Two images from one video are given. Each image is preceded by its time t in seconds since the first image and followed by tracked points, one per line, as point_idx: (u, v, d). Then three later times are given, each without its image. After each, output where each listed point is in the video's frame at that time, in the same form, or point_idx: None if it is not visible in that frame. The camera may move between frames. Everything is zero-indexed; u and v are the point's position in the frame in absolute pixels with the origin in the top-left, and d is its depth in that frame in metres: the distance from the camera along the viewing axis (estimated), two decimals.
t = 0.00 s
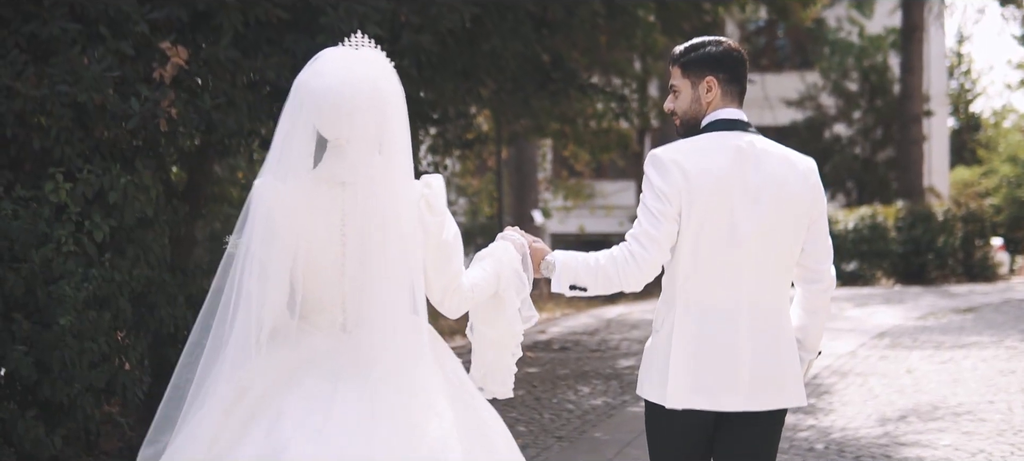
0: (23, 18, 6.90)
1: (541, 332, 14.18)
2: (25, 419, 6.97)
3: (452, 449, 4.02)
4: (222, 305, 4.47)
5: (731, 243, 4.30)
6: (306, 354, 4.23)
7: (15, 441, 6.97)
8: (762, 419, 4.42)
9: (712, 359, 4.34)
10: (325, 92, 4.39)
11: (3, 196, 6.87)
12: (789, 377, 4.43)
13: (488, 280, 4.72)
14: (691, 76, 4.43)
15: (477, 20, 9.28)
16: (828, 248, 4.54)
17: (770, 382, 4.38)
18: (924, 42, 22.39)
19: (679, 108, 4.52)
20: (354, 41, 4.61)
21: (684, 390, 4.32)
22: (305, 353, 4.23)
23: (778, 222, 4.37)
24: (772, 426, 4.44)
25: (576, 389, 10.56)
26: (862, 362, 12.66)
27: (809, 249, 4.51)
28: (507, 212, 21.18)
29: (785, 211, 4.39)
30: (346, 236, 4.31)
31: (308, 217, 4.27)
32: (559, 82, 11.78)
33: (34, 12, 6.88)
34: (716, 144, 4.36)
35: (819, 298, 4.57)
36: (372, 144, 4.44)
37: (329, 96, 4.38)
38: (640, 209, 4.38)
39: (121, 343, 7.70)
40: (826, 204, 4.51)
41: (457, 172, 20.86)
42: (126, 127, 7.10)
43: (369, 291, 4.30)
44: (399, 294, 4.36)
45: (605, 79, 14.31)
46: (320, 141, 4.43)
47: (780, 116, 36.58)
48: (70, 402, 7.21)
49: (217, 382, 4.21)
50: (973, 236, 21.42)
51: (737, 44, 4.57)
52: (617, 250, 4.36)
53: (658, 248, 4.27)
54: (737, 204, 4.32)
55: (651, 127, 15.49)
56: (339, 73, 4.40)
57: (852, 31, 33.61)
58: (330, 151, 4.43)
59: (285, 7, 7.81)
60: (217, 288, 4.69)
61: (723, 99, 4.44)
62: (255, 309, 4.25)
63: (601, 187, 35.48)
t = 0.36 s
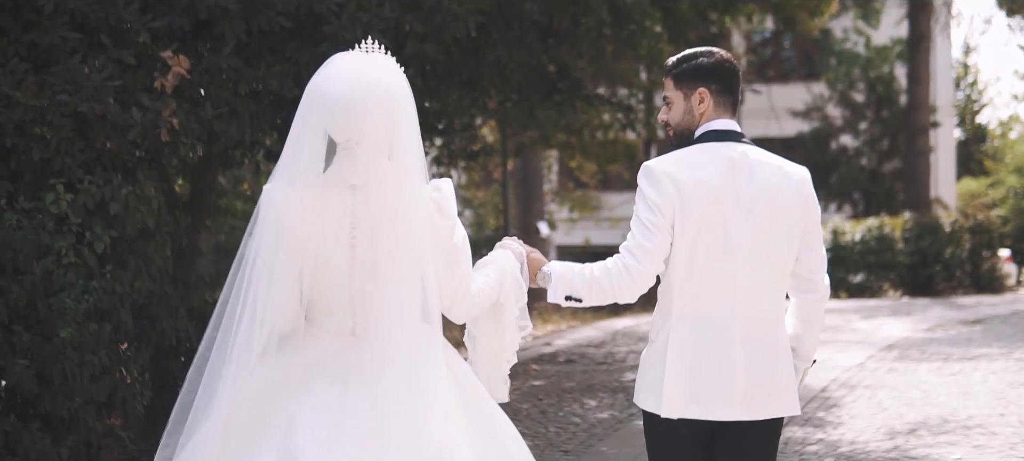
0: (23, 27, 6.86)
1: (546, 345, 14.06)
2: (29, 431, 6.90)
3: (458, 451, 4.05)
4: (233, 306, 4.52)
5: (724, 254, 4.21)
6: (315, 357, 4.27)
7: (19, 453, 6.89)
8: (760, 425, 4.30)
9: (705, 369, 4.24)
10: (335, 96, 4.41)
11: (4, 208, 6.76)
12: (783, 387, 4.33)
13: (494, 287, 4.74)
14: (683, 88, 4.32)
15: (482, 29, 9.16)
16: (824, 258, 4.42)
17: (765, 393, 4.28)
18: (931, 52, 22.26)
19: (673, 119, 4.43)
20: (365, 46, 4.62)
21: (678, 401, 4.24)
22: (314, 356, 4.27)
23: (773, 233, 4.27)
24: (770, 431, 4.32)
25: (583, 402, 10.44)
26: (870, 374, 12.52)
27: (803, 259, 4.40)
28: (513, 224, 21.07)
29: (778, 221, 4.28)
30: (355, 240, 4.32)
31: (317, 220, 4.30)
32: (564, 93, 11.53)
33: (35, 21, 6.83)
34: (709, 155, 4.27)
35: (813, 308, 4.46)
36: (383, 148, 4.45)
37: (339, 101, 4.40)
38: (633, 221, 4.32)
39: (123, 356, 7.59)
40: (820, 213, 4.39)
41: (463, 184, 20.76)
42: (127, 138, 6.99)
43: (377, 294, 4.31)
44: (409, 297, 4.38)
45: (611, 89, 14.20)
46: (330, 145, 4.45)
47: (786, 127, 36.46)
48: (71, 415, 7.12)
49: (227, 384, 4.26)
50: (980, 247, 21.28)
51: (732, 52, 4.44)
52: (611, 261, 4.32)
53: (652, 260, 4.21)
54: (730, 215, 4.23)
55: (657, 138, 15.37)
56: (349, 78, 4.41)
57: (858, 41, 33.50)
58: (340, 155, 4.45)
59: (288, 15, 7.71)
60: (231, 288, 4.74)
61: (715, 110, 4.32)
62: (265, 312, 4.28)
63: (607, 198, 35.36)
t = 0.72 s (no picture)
0: (24, 40, 6.79)
1: (555, 361, 13.93)
2: (32, 448, 6.83)
3: None
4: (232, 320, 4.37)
5: (719, 264, 4.27)
6: (317, 371, 4.17)
7: None
8: (757, 436, 4.38)
9: (704, 380, 4.31)
10: (338, 106, 4.31)
11: (3, 223, 6.68)
12: (780, 397, 4.40)
13: (495, 298, 4.64)
14: (676, 98, 4.42)
15: (489, 42, 9.03)
16: (820, 267, 4.47)
17: (763, 402, 4.35)
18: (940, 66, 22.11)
19: (666, 130, 4.52)
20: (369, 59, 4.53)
21: (676, 412, 4.32)
22: (316, 370, 4.17)
23: (768, 243, 4.33)
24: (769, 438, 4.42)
25: (592, 419, 10.31)
26: (883, 391, 12.35)
27: (800, 268, 4.44)
28: (521, 241, 20.93)
29: (774, 231, 4.34)
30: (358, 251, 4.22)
31: (319, 232, 4.18)
32: (572, 108, 11.42)
33: (37, 34, 6.76)
34: (702, 165, 4.34)
35: (810, 318, 4.50)
36: (387, 159, 4.33)
37: (342, 112, 4.31)
38: (628, 232, 4.39)
39: (125, 374, 7.49)
40: (815, 222, 4.45)
41: (471, 199, 20.64)
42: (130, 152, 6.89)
43: (380, 306, 4.20)
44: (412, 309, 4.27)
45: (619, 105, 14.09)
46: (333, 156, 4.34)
47: (795, 143, 36.30)
48: (74, 433, 7.04)
49: (229, 400, 4.16)
50: (991, 262, 21.13)
51: (725, 63, 4.54)
52: (605, 272, 4.39)
53: (645, 270, 4.28)
54: (724, 226, 4.29)
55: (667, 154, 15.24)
56: (353, 89, 4.31)
57: (867, 56, 33.36)
58: (344, 166, 4.34)
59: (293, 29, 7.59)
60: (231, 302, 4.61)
61: (708, 120, 4.41)
62: (267, 326, 4.16)
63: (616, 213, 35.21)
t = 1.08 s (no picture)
0: (28, 55, 6.69)
1: (567, 379, 13.77)
2: None
3: None
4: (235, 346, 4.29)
5: (726, 281, 4.24)
6: (320, 399, 4.03)
7: None
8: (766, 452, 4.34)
9: (715, 399, 4.26)
10: (338, 131, 4.19)
11: (5, 241, 6.58)
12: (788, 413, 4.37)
13: (498, 320, 4.58)
14: (680, 113, 4.37)
15: (501, 58, 8.90)
16: (827, 281, 4.45)
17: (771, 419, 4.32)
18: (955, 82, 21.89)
19: (669, 145, 4.46)
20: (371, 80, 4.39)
21: (688, 433, 4.27)
22: (319, 398, 4.03)
23: (773, 259, 4.30)
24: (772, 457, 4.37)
25: (604, 439, 10.15)
26: (900, 411, 12.15)
27: (807, 283, 4.43)
28: (533, 258, 20.77)
29: (780, 248, 4.32)
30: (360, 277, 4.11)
31: (321, 258, 4.09)
32: (583, 124, 11.35)
33: (41, 49, 6.65)
34: (707, 182, 4.32)
35: (819, 333, 4.46)
36: (388, 184, 4.21)
37: (342, 135, 4.19)
38: (633, 251, 4.35)
39: (131, 394, 7.37)
40: (822, 237, 4.43)
41: (482, 216, 20.49)
42: (135, 169, 6.78)
43: (383, 333, 4.09)
44: (415, 335, 4.15)
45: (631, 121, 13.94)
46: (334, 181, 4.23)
47: (808, 159, 36.08)
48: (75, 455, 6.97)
49: (232, 431, 4.06)
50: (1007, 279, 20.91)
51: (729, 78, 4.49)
52: (610, 289, 4.36)
53: (650, 289, 4.23)
54: (730, 243, 4.27)
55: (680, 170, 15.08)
56: (352, 113, 4.18)
57: (880, 72, 33.15)
58: (345, 191, 4.23)
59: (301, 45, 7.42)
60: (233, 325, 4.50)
61: (712, 135, 4.36)
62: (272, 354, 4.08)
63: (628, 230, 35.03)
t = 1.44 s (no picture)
0: (32, 67, 6.56)
1: (581, 396, 13.58)
2: None
3: None
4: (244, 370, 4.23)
5: (739, 302, 4.21)
6: (333, 422, 3.94)
7: None
8: None
9: (729, 419, 4.21)
10: (342, 154, 4.12)
11: (8, 257, 6.45)
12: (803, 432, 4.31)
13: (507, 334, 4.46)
14: (692, 130, 4.38)
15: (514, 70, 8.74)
16: (839, 301, 4.43)
17: (786, 440, 4.28)
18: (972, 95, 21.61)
19: (681, 163, 4.46)
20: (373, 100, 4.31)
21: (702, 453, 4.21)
22: (332, 421, 3.94)
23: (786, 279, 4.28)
24: None
25: (619, 458, 9.95)
26: (919, 428, 11.93)
27: (820, 301, 4.40)
28: (547, 273, 20.58)
29: (793, 267, 4.29)
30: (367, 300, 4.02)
31: (328, 281, 4.01)
32: (597, 138, 11.19)
33: (46, 62, 6.53)
34: (719, 200, 4.28)
35: (834, 353, 4.40)
36: (393, 205, 4.13)
37: (346, 157, 4.11)
38: (643, 268, 4.30)
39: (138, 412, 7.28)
40: (835, 256, 4.40)
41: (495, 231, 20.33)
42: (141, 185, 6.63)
43: (394, 354, 4.01)
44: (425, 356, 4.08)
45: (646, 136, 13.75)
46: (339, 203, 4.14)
47: (823, 173, 35.81)
48: None
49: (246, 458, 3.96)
50: None
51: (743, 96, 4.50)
52: (618, 305, 4.29)
53: (660, 306, 4.18)
54: (744, 262, 4.24)
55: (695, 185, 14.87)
56: (356, 135, 4.12)
57: (896, 85, 32.88)
58: (351, 213, 4.13)
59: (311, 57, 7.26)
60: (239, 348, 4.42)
61: (724, 153, 4.36)
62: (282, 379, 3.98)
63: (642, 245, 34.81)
